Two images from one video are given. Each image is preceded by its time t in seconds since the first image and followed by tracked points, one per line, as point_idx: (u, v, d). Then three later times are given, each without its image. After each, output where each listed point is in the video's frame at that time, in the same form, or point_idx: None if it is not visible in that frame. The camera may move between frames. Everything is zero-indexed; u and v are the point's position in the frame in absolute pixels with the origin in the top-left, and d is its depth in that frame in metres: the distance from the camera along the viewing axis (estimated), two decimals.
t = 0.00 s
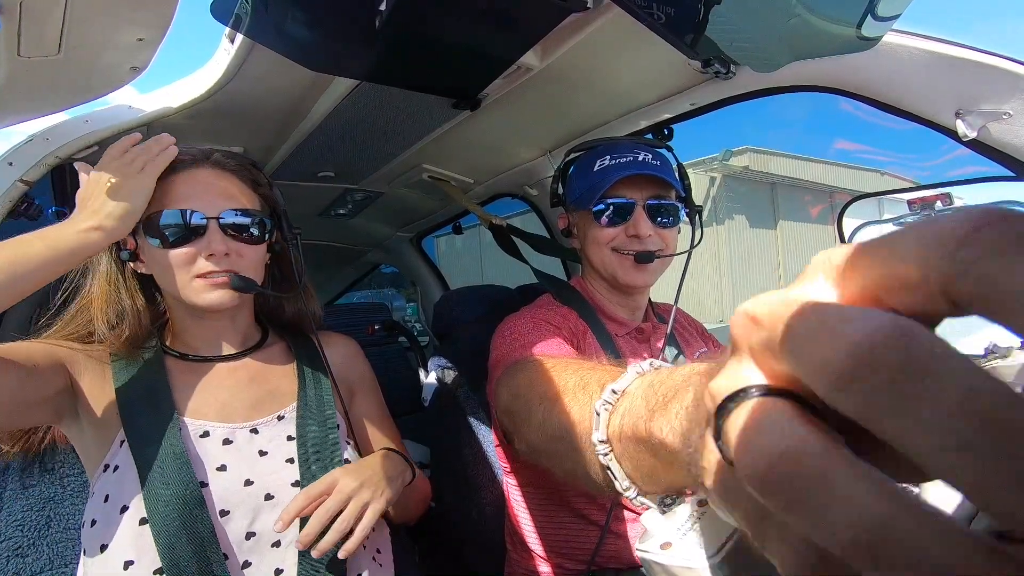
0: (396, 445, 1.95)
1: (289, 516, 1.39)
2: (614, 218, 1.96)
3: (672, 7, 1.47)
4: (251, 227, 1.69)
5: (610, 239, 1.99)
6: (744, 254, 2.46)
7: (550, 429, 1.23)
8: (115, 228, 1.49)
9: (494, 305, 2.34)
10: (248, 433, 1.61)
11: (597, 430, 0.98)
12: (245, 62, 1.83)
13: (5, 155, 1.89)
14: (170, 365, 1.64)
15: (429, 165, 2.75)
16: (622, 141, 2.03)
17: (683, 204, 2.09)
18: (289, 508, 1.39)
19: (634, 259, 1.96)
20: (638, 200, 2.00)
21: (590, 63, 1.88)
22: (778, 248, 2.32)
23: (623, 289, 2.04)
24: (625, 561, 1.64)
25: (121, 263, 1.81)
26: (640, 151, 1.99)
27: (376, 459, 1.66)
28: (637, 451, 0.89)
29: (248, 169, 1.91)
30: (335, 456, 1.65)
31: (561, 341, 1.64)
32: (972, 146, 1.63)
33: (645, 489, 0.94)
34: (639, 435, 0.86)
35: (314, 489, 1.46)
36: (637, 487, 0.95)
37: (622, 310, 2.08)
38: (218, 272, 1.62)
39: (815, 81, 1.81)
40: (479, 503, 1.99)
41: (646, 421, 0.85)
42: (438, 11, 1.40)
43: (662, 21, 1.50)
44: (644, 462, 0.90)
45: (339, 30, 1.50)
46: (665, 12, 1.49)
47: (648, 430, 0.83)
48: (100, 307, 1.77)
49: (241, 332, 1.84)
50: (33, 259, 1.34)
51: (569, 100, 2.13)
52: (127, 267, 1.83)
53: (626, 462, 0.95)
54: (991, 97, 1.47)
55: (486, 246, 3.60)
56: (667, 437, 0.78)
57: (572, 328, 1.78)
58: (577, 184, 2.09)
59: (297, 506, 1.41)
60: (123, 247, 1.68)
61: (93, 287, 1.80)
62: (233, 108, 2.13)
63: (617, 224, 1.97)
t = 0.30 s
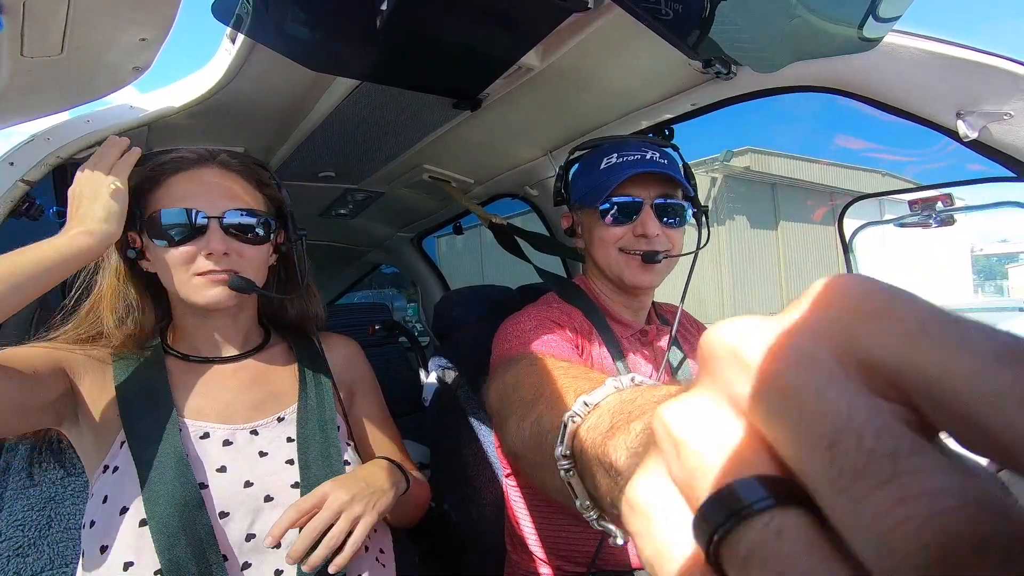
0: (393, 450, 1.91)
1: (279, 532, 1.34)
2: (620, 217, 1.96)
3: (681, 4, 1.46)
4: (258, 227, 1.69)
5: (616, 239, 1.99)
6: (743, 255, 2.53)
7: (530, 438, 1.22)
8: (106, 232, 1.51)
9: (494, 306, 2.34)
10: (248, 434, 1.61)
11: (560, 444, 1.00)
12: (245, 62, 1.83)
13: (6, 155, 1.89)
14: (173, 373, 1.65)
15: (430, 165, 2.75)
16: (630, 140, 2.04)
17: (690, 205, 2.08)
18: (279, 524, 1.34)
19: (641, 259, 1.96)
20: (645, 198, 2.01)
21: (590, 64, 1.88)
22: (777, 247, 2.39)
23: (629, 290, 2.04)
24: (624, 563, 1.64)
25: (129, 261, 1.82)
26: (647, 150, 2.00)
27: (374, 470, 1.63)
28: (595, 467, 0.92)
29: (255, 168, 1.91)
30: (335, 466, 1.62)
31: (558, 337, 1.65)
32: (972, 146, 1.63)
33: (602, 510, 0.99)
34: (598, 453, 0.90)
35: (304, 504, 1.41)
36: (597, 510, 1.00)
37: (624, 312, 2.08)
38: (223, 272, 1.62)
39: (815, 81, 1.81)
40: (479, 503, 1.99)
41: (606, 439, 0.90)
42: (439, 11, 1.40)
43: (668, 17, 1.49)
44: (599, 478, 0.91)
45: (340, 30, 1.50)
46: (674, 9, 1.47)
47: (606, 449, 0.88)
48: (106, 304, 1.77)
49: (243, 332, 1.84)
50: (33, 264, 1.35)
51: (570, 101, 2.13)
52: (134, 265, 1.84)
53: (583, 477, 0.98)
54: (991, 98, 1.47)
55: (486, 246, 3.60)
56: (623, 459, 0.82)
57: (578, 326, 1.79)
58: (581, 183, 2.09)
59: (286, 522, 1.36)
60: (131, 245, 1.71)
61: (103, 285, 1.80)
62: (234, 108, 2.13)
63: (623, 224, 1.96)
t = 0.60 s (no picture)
0: (395, 452, 1.93)
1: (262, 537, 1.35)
2: (616, 218, 1.96)
3: None
4: (256, 226, 1.69)
5: (614, 239, 1.99)
6: (743, 256, 2.53)
7: (518, 443, 1.21)
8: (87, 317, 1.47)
9: (494, 306, 2.34)
10: (248, 437, 1.61)
11: (562, 443, 0.99)
12: (245, 62, 1.83)
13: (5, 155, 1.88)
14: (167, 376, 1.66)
15: (429, 165, 2.75)
16: (625, 141, 2.04)
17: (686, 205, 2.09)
18: (263, 529, 1.35)
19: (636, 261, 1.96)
20: (641, 200, 2.00)
21: (589, 64, 1.88)
22: (777, 247, 2.42)
23: (626, 292, 2.04)
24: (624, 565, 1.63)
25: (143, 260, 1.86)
26: (643, 150, 2.00)
27: (362, 476, 1.60)
28: (602, 467, 0.93)
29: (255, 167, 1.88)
30: (336, 464, 1.63)
31: (555, 343, 1.64)
32: (972, 146, 1.64)
33: (594, 512, 0.98)
34: (608, 451, 0.91)
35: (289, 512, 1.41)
36: (588, 513, 0.98)
37: (623, 312, 2.08)
38: (196, 266, 1.59)
39: (814, 82, 1.81)
40: (479, 503, 1.99)
41: (616, 438, 0.91)
42: (438, 11, 1.40)
43: (664, 12, 1.44)
44: (607, 478, 0.91)
45: (339, 30, 1.50)
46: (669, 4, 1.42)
47: (618, 447, 0.89)
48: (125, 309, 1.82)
49: (241, 334, 1.84)
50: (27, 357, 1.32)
51: (569, 101, 2.13)
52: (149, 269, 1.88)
53: (584, 480, 0.97)
54: (991, 98, 1.47)
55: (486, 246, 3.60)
56: (642, 451, 0.84)
57: (572, 329, 1.78)
58: (578, 184, 2.09)
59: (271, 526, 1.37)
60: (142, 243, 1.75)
61: (126, 291, 1.86)
62: (234, 108, 2.13)
63: (617, 224, 1.96)
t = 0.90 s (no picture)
0: (397, 451, 1.94)
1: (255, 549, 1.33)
2: (620, 217, 1.96)
3: None
4: (259, 226, 1.69)
5: (618, 239, 1.98)
6: (742, 255, 2.53)
7: (523, 439, 1.22)
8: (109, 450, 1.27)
9: (494, 306, 2.34)
10: (248, 438, 1.61)
11: (567, 441, 1.00)
12: (245, 62, 1.84)
13: (6, 154, 1.88)
14: (167, 376, 1.66)
15: (430, 165, 2.75)
16: (631, 141, 2.05)
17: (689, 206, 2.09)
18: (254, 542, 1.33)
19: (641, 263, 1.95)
20: (644, 201, 2.00)
21: (589, 64, 1.88)
22: (777, 246, 2.43)
23: (627, 292, 2.04)
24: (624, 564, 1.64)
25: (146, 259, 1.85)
26: (648, 151, 2.00)
27: (347, 483, 1.59)
28: (606, 468, 0.93)
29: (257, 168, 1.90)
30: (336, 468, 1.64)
31: (558, 342, 1.64)
32: (972, 146, 1.64)
33: (597, 513, 0.98)
34: (612, 451, 0.91)
35: (274, 523, 1.40)
36: (590, 511, 0.99)
37: (624, 312, 2.08)
38: (206, 268, 1.60)
39: (814, 82, 1.80)
40: (479, 503, 1.98)
41: (620, 438, 0.91)
42: (438, 11, 1.40)
43: (668, 15, 1.44)
44: (611, 479, 0.92)
45: (340, 30, 1.49)
46: (674, 6, 1.41)
47: (621, 449, 0.89)
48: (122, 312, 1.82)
49: (247, 333, 1.84)
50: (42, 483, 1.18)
51: (570, 101, 2.13)
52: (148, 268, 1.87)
53: (587, 479, 0.98)
54: (991, 97, 1.47)
55: (486, 246, 3.61)
56: (644, 453, 0.84)
57: (575, 328, 1.78)
58: (582, 184, 2.08)
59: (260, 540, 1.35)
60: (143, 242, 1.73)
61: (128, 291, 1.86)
62: (234, 108, 2.13)
63: (623, 224, 1.97)
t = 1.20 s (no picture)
0: (397, 452, 1.95)
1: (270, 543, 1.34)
2: (619, 218, 1.97)
3: None
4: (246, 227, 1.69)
5: (619, 240, 1.98)
6: (743, 255, 2.55)
7: (522, 439, 1.22)
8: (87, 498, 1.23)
9: (494, 306, 2.35)
10: (246, 438, 1.61)
11: (567, 442, 1.00)
12: (245, 62, 1.84)
13: (6, 155, 1.89)
14: (167, 377, 1.66)
15: (430, 166, 2.75)
16: (631, 142, 2.05)
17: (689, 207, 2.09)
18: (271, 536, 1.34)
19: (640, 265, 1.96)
20: (644, 202, 2.00)
21: (590, 64, 1.88)
22: (777, 246, 2.44)
23: (627, 292, 2.04)
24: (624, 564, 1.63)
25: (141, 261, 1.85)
26: (649, 152, 2.00)
27: (358, 479, 1.59)
28: (607, 468, 0.93)
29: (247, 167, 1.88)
30: (336, 468, 1.65)
31: (557, 343, 1.64)
32: (972, 146, 1.64)
33: (597, 515, 0.98)
34: (613, 451, 0.91)
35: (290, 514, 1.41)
36: (591, 513, 0.99)
37: (624, 313, 2.08)
38: (188, 272, 1.59)
39: (814, 81, 1.80)
40: (479, 503, 1.98)
41: (621, 438, 0.91)
42: (438, 11, 1.40)
43: (667, 11, 1.44)
44: (612, 480, 0.92)
45: (339, 30, 1.49)
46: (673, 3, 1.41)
47: (622, 449, 0.89)
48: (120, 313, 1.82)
49: (243, 332, 1.84)
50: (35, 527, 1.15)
51: (570, 101, 2.13)
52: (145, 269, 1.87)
53: (588, 480, 0.97)
54: (991, 98, 1.47)
55: (486, 246, 3.61)
56: (647, 451, 0.84)
57: (575, 329, 1.78)
58: (582, 184, 2.08)
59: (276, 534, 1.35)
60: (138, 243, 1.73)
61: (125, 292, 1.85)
62: (234, 108, 2.13)
63: (623, 225, 1.97)
